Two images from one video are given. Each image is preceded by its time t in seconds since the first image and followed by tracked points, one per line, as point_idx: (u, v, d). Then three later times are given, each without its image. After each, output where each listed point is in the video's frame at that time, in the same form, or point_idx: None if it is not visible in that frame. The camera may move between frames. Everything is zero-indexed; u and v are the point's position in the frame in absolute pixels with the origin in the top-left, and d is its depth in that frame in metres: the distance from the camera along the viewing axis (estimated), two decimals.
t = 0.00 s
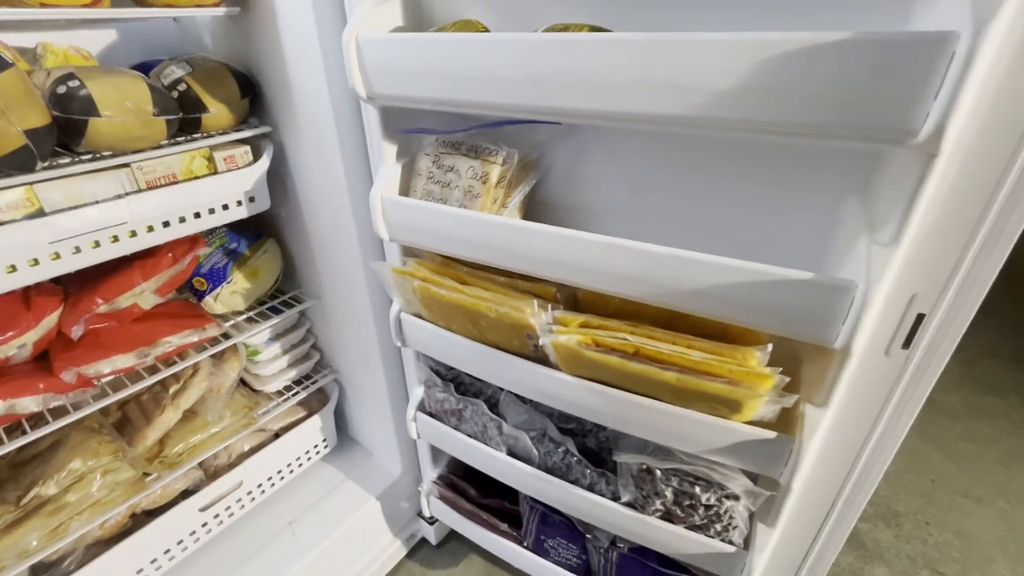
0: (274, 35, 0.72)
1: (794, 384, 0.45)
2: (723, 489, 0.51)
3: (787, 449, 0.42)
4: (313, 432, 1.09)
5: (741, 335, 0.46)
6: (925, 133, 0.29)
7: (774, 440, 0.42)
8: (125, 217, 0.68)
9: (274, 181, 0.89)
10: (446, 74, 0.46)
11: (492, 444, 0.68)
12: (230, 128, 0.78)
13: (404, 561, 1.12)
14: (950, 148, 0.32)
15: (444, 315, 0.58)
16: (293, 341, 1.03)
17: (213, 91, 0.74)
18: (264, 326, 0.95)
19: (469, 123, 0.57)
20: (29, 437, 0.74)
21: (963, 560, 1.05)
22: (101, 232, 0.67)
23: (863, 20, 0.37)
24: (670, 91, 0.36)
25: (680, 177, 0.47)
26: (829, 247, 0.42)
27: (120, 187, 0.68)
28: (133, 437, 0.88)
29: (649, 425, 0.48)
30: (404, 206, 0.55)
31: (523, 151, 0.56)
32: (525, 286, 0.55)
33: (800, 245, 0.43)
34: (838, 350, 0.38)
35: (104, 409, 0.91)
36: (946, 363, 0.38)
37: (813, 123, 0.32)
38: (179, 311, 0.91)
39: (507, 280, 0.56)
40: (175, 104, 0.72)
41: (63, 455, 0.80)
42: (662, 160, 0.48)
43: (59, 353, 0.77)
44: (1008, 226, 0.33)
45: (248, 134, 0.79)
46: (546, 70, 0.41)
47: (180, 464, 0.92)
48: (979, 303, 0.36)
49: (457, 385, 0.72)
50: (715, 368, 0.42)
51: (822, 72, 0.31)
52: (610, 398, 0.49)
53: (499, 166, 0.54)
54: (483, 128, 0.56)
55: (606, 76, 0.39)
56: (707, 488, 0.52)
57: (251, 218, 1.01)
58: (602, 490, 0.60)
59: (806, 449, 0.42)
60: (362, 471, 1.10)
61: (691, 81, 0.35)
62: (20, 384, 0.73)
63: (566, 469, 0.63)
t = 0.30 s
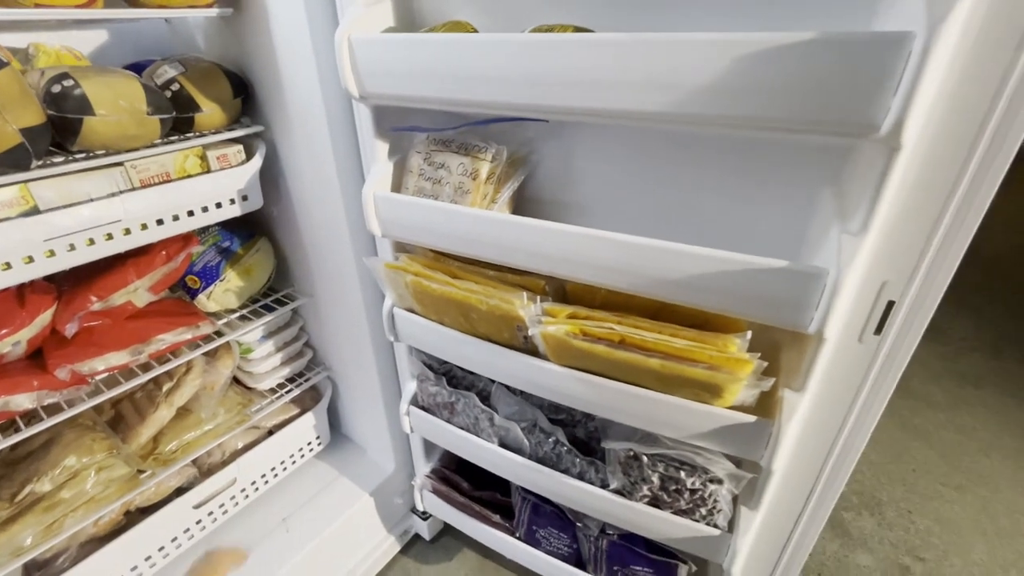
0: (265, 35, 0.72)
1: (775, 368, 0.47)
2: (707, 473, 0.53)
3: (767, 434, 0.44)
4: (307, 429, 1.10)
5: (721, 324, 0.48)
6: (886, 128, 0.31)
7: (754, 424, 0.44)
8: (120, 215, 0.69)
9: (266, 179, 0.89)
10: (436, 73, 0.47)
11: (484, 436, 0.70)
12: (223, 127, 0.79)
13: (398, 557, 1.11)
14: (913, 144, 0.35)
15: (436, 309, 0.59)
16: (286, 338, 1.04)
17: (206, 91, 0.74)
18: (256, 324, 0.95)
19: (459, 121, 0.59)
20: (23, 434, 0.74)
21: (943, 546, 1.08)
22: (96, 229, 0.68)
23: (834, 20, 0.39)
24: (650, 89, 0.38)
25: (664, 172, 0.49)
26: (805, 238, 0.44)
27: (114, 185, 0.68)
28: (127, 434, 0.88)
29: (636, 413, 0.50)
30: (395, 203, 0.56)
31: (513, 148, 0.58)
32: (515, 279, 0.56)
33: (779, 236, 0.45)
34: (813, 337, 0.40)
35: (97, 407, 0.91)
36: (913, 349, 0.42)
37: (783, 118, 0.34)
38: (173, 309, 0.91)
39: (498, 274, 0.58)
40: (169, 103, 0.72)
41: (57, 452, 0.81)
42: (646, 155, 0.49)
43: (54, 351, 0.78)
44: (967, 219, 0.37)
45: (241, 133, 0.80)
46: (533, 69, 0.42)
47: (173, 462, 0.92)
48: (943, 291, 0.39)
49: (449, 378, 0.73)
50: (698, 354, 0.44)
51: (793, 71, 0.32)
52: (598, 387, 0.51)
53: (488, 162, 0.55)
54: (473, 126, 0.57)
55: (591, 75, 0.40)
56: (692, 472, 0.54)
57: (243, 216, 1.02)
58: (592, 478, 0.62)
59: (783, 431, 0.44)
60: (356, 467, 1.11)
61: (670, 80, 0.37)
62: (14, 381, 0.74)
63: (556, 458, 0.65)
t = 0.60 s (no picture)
0: (263, 35, 0.73)
1: (764, 359, 0.49)
2: (700, 463, 0.55)
3: (759, 422, 0.45)
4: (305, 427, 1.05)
5: (714, 316, 0.49)
6: (869, 124, 0.32)
7: (745, 413, 0.45)
8: (120, 213, 0.69)
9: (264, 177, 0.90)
10: (433, 72, 0.48)
11: (482, 430, 0.71)
12: (222, 126, 0.79)
13: (396, 553, 1.09)
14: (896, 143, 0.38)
15: (434, 305, 0.60)
16: (284, 337, 1.05)
17: (205, 90, 0.75)
18: (254, 322, 0.95)
19: (456, 119, 0.59)
20: (24, 431, 0.74)
21: (932, 537, 1.10)
22: (96, 228, 0.68)
23: (822, 21, 0.40)
24: (642, 88, 0.39)
25: (659, 169, 0.50)
26: (795, 232, 0.45)
27: (114, 184, 0.69)
28: (127, 432, 0.88)
29: (631, 405, 0.51)
30: (394, 200, 0.57)
31: (509, 146, 0.59)
32: (512, 275, 0.57)
33: (770, 231, 0.46)
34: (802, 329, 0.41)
35: (97, 405, 0.90)
36: (898, 339, 0.45)
37: (773, 116, 0.35)
38: (172, 307, 0.92)
39: (496, 270, 0.58)
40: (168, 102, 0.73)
41: (57, 449, 0.80)
42: (641, 153, 0.50)
43: (54, 348, 0.78)
44: (949, 211, 0.40)
45: (239, 133, 0.80)
46: (529, 68, 0.43)
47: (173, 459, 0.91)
48: (927, 281, 0.42)
49: (447, 373, 0.74)
50: (691, 346, 0.45)
51: (781, 70, 0.34)
52: (595, 380, 0.52)
53: (485, 160, 0.56)
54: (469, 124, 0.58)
55: (586, 75, 0.41)
56: (686, 463, 0.55)
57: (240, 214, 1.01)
58: (589, 470, 0.63)
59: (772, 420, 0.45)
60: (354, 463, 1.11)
61: (662, 80, 0.38)
62: (15, 378, 0.74)
63: (553, 451, 0.66)
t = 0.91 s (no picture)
0: (262, 30, 0.73)
1: (761, 350, 0.50)
2: (698, 454, 0.55)
3: (755, 413, 0.46)
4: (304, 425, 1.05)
5: (712, 309, 0.50)
6: (862, 117, 0.33)
7: (742, 404, 0.46)
8: (119, 209, 0.69)
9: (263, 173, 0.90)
10: (432, 66, 0.48)
11: (482, 423, 0.71)
12: (221, 122, 0.79)
13: (396, 548, 1.09)
14: (890, 134, 0.39)
15: (434, 299, 0.61)
16: (284, 333, 1.03)
17: (204, 86, 0.75)
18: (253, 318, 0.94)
19: (455, 114, 0.59)
20: (24, 427, 0.73)
21: (927, 529, 1.11)
22: (95, 223, 0.68)
23: (819, 16, 0.40)
24: (641, 82, 0.39)
25: (659, 163, 0.50)
26: (792, 225, 0.46)
27: (113, 180, 0.69)
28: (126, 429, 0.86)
29: (630, 397, 0.51)
30: (394, 195, 0.57)
31: (509, 141, 0.59)
32: (512, 269, 0.57)
33: (767, 224, 0.47)
34: (798, 320, 0.42)
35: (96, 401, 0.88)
36: (893, 328, 0.46)
37: (770, 110, 0.36)
38: (172, 303, 0.91)
39: (495, 264, 0.59)
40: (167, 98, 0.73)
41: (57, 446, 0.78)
42: (639, 147, 0.51)
43: (54, 344, 0.78)
44: (941, 205, 0.41)
45: (238, 128, 0.80)
46: (527, 63, 0.44)
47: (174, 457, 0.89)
48: (920, 273, 0.43)
49: (447, 368, 0.75)
50: (689, 338, 0.46)
51: (776, 64, 0.34)
52: (594, 372, 0.52)
53: (485, 155, 0.56)
54: (468, 119, 0.58)
55: (585, 69, 0.41)
56: (684, 454, 0.56)
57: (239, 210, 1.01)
58: (588, 462, 0.64)
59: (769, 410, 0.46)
60: (354, 459, 1.11)
61: (660, 74, 0.38)
62: (15, 374, 0.74)
63: (552, 444, 0.66)
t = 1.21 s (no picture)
0: (256, 22, 0.72)
1: (759, 342, 0.50)
2: (695, 446, 0.56)
3: (753, 406, 0.46)
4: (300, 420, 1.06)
5: (710, 301, 0.50)
6: (861, 107, 0.33)
7: (739, 397, 0.46)
8: (114, 202, 0.68)
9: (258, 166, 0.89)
10: (428, 57, 0.48)
11: (479, 417, 0.71)
12: (215, 115, 0.78)
13: (395, 543, 1.09)
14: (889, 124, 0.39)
15: (431, 292, 0.60)
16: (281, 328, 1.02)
17: (198, 79, 0.74)
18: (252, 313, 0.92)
19: (452, 106, 0.59)
20: (20, 422, 0.73)
21: (924, 522, 1.11)
22: (89, 217, 0.67)
23: (818, 5, 0.40)
24: (639, 72, 0.39)
25: (658, 154, 0.50)
26: (791, 216, 0.46)
27: (107, 173, 0.68)
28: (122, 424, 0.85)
29: (628, 390, 0.51)
30: (390, 188, 0.56)
31: (506, 133, 0.58)
32: (509, 262, 0.57)
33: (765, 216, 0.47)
34: (796, 312, 0.42)
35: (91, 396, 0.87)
36: (891, 320, 0.46)
37: (770, 99, 0.35)
38: (168, 298, 0.91)
39: (493, 257, 0.59)
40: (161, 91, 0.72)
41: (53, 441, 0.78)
42: (637, 139, 0.50)
43: (49, 339, 0.77)
44: (939, 197, 0.41)
45: (233, 122, 0.79)
46: (523, 52, 0.43)
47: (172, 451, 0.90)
48: (918, 265, 0.43)
49: (445, 362, 0.74)
50: (686, 331, 0.46)
51: (775, 52, 0.34)
52: (592, 365, 0.52)
53: (481, 147, 0.56)
54: (465, 111, 0.58)
55: (583, 58, 0.41)
56: (682, 447, 0.56)
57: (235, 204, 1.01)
58: (585, 456, 0.64)
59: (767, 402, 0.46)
60: (352, 454, 1.11)
61: (659, 63, 0.38)
62: (10, 369, 0.74)
63: (550, 438, 0.66)
